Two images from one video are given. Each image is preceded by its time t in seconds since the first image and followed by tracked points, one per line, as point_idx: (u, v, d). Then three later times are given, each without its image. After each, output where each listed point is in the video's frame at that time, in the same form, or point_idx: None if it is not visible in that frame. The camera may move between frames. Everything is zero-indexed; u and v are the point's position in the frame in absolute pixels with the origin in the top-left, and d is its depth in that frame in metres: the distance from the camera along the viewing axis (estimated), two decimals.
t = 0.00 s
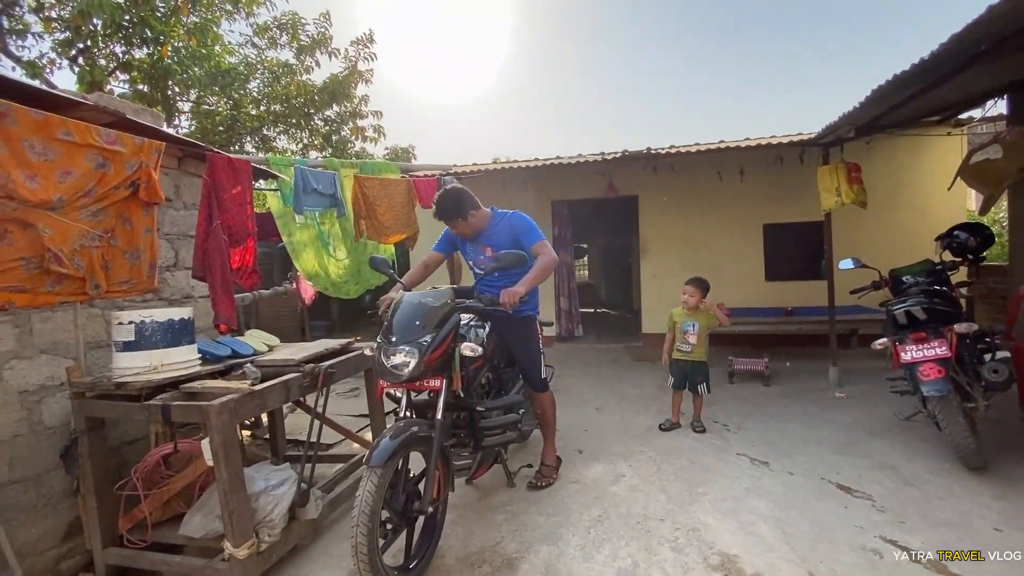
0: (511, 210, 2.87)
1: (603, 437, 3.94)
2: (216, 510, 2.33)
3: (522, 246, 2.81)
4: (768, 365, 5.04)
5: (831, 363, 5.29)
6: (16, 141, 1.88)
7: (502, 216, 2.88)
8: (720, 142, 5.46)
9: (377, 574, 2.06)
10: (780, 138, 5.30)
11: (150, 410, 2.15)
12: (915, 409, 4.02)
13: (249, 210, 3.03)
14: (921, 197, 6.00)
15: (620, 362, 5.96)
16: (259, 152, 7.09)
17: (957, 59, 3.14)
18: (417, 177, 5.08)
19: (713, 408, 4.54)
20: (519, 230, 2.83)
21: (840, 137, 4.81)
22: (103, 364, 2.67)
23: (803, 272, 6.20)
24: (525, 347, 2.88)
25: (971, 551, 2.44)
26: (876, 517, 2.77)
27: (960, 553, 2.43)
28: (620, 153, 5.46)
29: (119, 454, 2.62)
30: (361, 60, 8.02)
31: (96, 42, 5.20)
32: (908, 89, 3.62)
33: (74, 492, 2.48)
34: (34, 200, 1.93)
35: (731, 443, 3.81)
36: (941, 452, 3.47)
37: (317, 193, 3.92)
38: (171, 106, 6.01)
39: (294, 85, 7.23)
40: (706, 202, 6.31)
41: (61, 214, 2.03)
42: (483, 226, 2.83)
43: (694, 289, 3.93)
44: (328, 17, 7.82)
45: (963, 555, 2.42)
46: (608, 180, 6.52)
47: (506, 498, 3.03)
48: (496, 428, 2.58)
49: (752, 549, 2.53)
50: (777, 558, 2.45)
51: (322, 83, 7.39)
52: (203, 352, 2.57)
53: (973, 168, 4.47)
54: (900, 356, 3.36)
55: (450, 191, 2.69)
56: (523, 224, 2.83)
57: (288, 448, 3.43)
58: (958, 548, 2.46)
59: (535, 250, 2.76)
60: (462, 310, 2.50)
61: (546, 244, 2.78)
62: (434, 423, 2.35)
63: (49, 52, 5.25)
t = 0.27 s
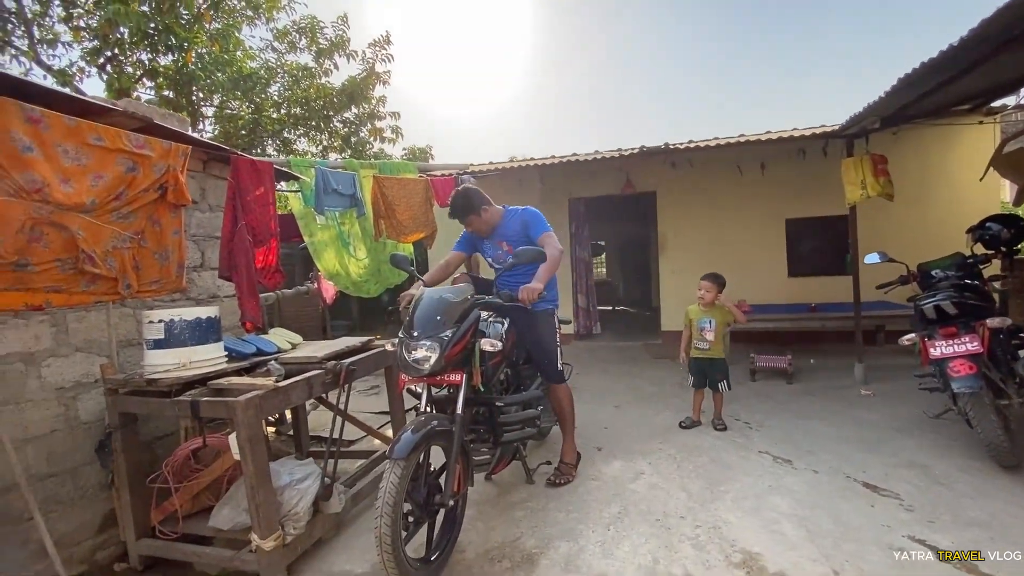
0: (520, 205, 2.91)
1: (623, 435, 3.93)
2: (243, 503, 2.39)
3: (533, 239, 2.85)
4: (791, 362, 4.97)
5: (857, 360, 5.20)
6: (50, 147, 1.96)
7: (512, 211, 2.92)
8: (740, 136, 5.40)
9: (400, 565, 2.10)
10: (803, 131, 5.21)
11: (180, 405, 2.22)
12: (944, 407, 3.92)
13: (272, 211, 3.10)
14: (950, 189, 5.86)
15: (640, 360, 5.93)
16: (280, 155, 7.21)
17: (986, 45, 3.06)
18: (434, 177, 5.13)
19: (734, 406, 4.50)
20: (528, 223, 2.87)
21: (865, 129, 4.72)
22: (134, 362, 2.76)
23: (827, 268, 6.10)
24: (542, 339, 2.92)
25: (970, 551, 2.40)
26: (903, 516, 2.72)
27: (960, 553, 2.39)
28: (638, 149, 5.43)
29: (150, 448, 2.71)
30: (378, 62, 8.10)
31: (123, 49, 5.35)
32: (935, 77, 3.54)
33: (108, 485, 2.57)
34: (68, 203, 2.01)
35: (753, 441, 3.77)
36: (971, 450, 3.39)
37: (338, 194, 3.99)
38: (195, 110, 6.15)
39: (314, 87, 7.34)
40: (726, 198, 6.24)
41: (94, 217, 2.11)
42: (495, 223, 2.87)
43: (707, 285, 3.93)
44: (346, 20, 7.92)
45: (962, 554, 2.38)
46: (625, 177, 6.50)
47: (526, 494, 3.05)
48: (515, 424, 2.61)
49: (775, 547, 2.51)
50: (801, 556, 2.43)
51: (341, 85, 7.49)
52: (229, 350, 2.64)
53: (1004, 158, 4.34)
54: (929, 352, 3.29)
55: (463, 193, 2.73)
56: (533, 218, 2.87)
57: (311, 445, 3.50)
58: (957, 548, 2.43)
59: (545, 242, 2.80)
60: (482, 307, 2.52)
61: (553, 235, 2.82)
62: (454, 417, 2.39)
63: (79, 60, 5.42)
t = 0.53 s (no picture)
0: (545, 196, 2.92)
1: (644, 428, 3.92)
2: (269, 483, 2.51)
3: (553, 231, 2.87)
4: (822, 358, 4.84)
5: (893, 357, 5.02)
6: (91, 143, 2.09)
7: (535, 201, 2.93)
8: (771, 125, 5.27)
9: (413, 547, 2.15)
10: (837, 119, 5.05)
11: (210, 387, 2.34)
12: (985, 405, 3.76)
13: (298, 204, 3.22)
14: (997, 178, 5.59)
15: (666, 355, 5.87)
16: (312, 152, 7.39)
17: None
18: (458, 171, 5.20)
19: (760, 402, 4.41)
20: (551, 214, 2.88)
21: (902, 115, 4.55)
22: (170, 348, 2.91)
23: (864, 262, 5.90)
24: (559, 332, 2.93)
25: (970, 550, 2.34)
26: (933, 516, 2.64)
27: (960, 553, 2.33)
28: (665, 140, 5.37)
29: (185, 430, 2.85)
30: (406, 59, 8.21)
31: (164, 53, 5.59)
32: (975, 59, 3.39)
33: (146, 464, 2.72)
34: (108, 196, 2.14)
35: (778, 437, 3.70)
36: (1011, 450, 3.24)
37: (362, 187, 4.09)
38: (231, 110, 6.38)
39: (344, 86, 7.49)
40: (757, 190, 6.10)
41: (131, 209, 2.24)
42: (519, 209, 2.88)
43: (727, 277, 3.89)
44: (375, 18, 8.06)
45: (962, 554, 2.32)
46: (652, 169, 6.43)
47: (543, 483, 3.08)
48: (530, 413, 2.63)
49: (794, 543, 2.47)
50: (821, 552, 2.38)
51: (370, 83, 7.63)
52: (258, 337, 2.75)
53: None
54: (967, 347, 3.16)
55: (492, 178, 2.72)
56: (556, 209, 2.88)
57: (337, 431, 3.61)
58: (957, 547, 2.37)
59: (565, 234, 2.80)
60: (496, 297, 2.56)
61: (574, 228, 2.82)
62: (468, 405, 2.43)
63: (124, 65, 5.69)
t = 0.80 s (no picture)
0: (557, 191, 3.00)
1: (661, 421, 3.93)
2: (292, 460, 2.65)
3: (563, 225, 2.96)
4: (849, 355, 4.74)
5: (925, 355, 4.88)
6: (130, 138, 2.25)
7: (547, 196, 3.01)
8: (799, 117, 5.18)
9: (427, 524, 2.24)
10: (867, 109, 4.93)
11: (238, 368, 2.48)
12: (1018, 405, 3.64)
13: (321, 196, 3.40)
14: None
15: (689, 350, 5.84)
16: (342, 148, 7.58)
17: None
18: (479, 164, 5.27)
19: (782, 398, 4.36)
20: (560, 208, 2.97)
21: (937, 104, 4.41)
22: (203, 332, 3.09)
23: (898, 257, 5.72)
24: (569, 311, 3.04)
25: (971, 550, 2.29)
26: (951, 513, 2.59)
27: (960, 553, 2.28)
28: (689, 133, 5.33)
29: (217, 409, 3.03)
30: (434, 55, 8.34)
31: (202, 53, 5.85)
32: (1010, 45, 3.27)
33: (181, 440, 2.91)
34: (145, 188, 2.30)
35: (798, 433, 3.66)
36: None
37: (384, 180, 4.19)
38: (265, 107, 6.62)
39: (373, 83, 7.66)
40: (785, 184, 6.00)
41: (166, 200, 2.40)
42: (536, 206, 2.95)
43: (750, 270, 3.85)
44: (404, 16, 8.20)
45: (963, 554, 2.27)
46: (677, 162, 6.39)
47: (556, 471, 3.14)
48: (542, 400, 2.70)
49: (803, 535, 2.46)
50: (830, 545, 2.37)
51: (398, 80, 7.77)
52: (283, 323, 2.89)
53: None
54: (994, 343, 3.07)
55: (518, 175, 2.75)
56: (567, 205, 2.97)
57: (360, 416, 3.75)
58: (957, 547, 2.32)
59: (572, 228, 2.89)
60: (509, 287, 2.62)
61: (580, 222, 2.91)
62: (481, 391, 2.51)
63: (166, 65, 5.98)
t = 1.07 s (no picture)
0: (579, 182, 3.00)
1: (677, 417, 3.94)
2: (313, 443, 2.76)
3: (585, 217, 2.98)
4: (874, 355, 4.65)
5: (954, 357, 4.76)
6: (164, 131, 2.37)
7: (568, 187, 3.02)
8: (827, 111, 5.08)
9: (441, 508, 2.30)
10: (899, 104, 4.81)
11: (264, 353, 2.58)
12: None
13: (344, 188, 3.58)
14: None
15: (708, 347, 5.80)
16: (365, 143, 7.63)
17: None
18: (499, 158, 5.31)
19: (801, 397, 4.32)
20: (580, 199, 2.98)
21: (972, 98, 4.28)
22: (231, 319, 3.22)
23: (929, 256, 5.57)
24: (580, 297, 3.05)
25: (970, 550, 2.28)
26: (971, 516, 2.55)
27: (960, 553, 2.26)
28: (713, 127, 5.28)
29: (244, 393, 3.15)
30: (457, 50, 8.39)
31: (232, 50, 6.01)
32: None
33: (210, 421, 3.04)
34: (178, 179, 2.41)
35: (816, 432, 3.62)
36: None
37: (405, 173, 4.29)
38: (292, 102, 6.78)
39: (397, 78, 7.76)
40: (812, 180, 5.89)
41: (197, 190, 2.52)
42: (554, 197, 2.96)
43: (775, 267, 3.82)
44: (427, 11, 8.28)
45: (962, 554, 2.25)
46: (700, 157, 6.33)
47: (570, 462, 3.18)
48: (555, 391, 2.75)
49: (816, 531, 2.46)
50: (843, 542, 2.36)
51: (422, 75, 7.91)
52: (307, 311, 3.00)
53: None
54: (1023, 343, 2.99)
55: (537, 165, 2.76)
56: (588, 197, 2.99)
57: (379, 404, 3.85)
58: (957, 547, 2.29)
59: (593, 221, 2.91)
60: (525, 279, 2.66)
61: (603, 217, 2.92)
62: (495, 381, 2.56)
63: (198, 62, 6.16)
